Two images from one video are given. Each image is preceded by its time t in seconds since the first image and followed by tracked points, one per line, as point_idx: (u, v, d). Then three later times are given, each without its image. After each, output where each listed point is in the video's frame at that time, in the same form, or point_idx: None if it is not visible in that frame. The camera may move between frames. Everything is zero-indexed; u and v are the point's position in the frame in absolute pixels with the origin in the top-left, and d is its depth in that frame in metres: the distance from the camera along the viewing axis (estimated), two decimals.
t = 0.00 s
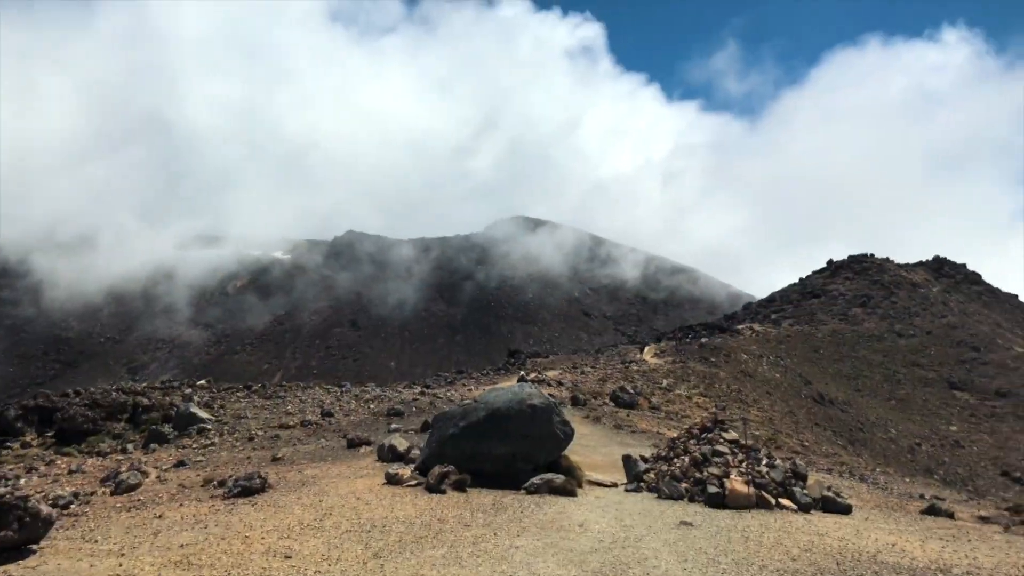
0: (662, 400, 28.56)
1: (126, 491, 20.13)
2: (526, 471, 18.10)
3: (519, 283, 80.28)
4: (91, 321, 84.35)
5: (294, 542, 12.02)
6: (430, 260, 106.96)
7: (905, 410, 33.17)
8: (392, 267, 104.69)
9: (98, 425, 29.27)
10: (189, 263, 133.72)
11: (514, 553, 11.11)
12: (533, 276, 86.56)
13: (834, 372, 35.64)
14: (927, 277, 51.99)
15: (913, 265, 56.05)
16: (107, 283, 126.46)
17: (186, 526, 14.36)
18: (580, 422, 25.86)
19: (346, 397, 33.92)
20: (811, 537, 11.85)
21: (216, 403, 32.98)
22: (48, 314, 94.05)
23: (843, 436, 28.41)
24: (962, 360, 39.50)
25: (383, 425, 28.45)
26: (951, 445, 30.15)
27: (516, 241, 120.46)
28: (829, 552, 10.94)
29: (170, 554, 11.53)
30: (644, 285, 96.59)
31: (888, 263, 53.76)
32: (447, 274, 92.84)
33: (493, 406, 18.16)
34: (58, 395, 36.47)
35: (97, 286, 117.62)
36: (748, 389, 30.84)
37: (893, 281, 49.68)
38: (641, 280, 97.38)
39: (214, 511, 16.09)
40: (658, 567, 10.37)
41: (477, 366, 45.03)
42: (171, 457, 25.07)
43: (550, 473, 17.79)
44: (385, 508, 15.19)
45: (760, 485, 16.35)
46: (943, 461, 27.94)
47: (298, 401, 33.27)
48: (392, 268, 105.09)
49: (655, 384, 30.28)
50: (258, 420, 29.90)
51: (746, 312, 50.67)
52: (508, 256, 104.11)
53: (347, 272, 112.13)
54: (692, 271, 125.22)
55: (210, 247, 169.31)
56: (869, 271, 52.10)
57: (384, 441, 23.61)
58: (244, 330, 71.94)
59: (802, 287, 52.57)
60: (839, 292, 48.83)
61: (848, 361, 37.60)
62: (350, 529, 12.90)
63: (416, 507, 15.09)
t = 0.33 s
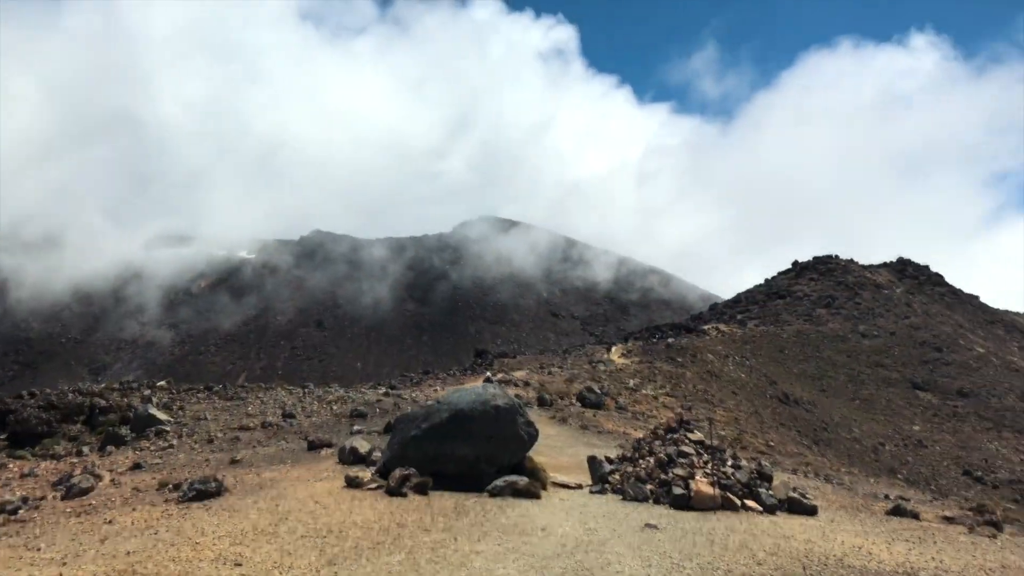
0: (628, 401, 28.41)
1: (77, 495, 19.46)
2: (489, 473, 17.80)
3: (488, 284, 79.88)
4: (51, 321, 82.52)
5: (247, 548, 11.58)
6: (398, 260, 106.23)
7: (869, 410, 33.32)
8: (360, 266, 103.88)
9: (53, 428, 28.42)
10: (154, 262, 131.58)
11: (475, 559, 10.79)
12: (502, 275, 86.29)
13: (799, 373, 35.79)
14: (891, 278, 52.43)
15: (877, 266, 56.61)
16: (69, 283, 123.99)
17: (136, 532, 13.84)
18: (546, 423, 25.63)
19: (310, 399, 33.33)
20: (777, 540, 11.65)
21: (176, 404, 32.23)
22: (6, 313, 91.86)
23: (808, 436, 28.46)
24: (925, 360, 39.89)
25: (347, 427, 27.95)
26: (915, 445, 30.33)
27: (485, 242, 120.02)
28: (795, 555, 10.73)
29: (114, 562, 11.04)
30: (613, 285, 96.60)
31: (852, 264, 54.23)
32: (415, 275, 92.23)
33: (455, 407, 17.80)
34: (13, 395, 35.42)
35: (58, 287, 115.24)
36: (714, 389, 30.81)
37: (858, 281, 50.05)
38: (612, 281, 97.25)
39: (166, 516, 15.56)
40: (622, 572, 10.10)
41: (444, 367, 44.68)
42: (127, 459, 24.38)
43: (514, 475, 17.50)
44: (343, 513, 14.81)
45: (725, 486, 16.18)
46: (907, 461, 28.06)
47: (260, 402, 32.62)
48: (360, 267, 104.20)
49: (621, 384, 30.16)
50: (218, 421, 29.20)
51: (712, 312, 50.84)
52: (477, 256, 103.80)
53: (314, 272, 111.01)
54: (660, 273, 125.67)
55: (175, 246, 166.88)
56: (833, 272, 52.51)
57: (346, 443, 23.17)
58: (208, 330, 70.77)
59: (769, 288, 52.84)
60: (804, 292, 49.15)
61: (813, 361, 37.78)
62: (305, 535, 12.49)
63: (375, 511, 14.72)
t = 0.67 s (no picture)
0: (587, 398, 28.30)
1: (15, 498, 18.70)
2: (444, 472, 17.50)
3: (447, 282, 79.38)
4: None
5: (189, 552, 11.12)
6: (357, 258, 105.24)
7: (823, 406, 33.60)
8: (318, 263, 102.64)
9: None
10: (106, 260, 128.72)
11: (426, 561, 10.47)
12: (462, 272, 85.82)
13: (755, 370, 36.01)
14: (845, 277, 53.11)
15: (832, 265, 57.33)
16: (17, 281, 120.66)
17: (74, 536, 13.27)
18: (505, 421, 25.40)
19: (263, 397, 32.66)
20: (734, 537, 11.50)
21: (125, 403, 31.35)
22: None
23: (764, 432, 28.60)
24: (878, 358, 40.41)
25: (300, 426, 27.40)
26: (868, 440, 30.64)
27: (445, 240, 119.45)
28: (752, 553, 10.57)
29: (47, 568, 10.51)
30: (572, 284, 96.64)
31: (808, 263, 54.87)
32: (374, 272, 91.35)
33: (411, 405, 17.40)
34: None
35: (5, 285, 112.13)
36: (672, 386, 30.84)
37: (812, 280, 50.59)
38: (571, 279, 97.32)
39: (107, 519, 14.98)
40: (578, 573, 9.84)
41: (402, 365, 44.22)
42: (71, 460, 23.58)
43: (470, 474, 17.20)
44: (292, 514, 14.39)
45: (683, 483, 16.05)
46: (860, 456, 28.30)
47: (212, 401, 31.87)
48: (318, 265, 102.98)
49: (580, 382, 30.05)
50: (168, 420, 28.44)
51: (671, 310, 51.08)
52: (437, 253, 103.16)
53: (272, 269, 109.47)
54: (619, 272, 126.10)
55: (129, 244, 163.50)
56: (789, 271, 53.05)
57: (299, 442, 22.68)
58: (161, 329, 69.29)
59: (726, 286, 53.19)
60: (760, 291, 49.57)
61: (768, 359, 38.07)
62: (251, 537, 12.06)
63: (325, 512, 14.32)
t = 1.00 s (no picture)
0: (542, 393, 28.08)
1: None
2: (397, 469, 17.07)
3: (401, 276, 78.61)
4: None
5: (126, 555, 10.58)
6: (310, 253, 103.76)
7: (774, 400, 33.82)
8: (270, 257, 101.03)
9: None
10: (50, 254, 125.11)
11: (376, 562, 10.09)
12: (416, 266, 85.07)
13: (708, 365, 36.17)
14: (794, 273, 53.68)
15: (782, 262, 58.00)
16: None
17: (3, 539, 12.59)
18: (459, 416, 25.06)
19: (212, 393, 31.82)
20: (691, 533, 11.29)
21: (65, 399, 30.27)
22: None
23: (716, 425, 28.68)
24: (827, 352, 40.90)
25: (248, 422, 26.72)
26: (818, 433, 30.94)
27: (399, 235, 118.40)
28: (709, 549, 10.37)
29: None
30: (525, 279, 96.39)
31: (759, 259, 55.41)
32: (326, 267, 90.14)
33: (362, 400, 16.90)
34: None
35: None
36: (626, 380, 30.78)
37: (763, 276, 51.02)
38: (525, 273, 97.00)
39: (41, 520, 14.30)
40: (532, 571, 9.54)
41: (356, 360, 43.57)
42: (6, 459, 22.63)
43: (422, 471, 16.81)
44: (238, 513, 13.87)
45: (638, 477, 15.87)
46: (810, 449, 28.54)
47: (158, 397, 30.95)
48: (271, 259, 101.45)
49: (536, 377, 29.83)
50: (111, 417, 27.50)
51: (625, 305, 51.17)
52: (391, 247, 102.13)
53: (222, 263, 107.34)
54: (573, 267, 126.31)
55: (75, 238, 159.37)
56: (741, 267, 53.50)
57: (247, 439, 22.05)
58: (106, 324, 67.42)
59: (679, 281, 53.44)
60: (713, 286, 49.90)
61: (720, 353, 38.29)
62: (193, 539, 11.53)
63: (272, 512, 13.82)
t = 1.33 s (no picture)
0: (494, 388, 27.83)
1: None
2: (343, 466, 16.70)
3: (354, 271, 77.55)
4: None
5: (54, 557, 10.07)
6: (260, 247, 102.02)
7: (724, 395, 34.01)
8: (220, 252, 99.09)
9: None
10: None
11: (319, 562, 9.73)
12: (369, 262, 84.03)
13: (660, 360, 36.24)
14: (744, 269, 54.11)
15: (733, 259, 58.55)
16: None
17: None
18: (410, 412, 24.70)
19: (157, 389, 30.94)
20: (643, 529, 11.14)
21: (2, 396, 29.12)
22: None
23: (667, 420, 28.73)
24: (776, 347, 41.32)
25: (194, 419, 25.97)
26: (767, 427, 31.17)
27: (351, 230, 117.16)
28: (661, 545, 10.20)
29: None
30: (479, 275, 95.84)
31: (709, 256, 55.84)
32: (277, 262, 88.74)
33: (309, 396, 16.52)
34: None
35: None
36: (579, 376, 30.70)
37: (714, 273, 51.29)
38: (480, 270, 96.49)
39: None
40: (481, 571, 9.26)
41: (306, 355, 42.76)
42: None
43: (370, 468, 16.47)
44: (177, 512, 13.38)
45: (590, 473, 15.70)
46: (760, 443, 28.76)
47: (100, 394, 29.98)
48: (220, 253, 99.35)
49: (489, 372, 29.58)
50: (50, 414, 26.51)
51: (578, 301, 51.16)
52: (343, 241, 100.79)
53: (169, 258, 105.02)
54: (527, 263, 126.21)
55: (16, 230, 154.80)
56: (692, 264, 53.85)
57: (191, 435, 21.41)
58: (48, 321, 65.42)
59: (631, 277, 53.53)
60: (665, 282, 50.14)
61: (672, 349, 38.41)
62: (128, 540, 11.04)
63: (214, 510, 13.36)
